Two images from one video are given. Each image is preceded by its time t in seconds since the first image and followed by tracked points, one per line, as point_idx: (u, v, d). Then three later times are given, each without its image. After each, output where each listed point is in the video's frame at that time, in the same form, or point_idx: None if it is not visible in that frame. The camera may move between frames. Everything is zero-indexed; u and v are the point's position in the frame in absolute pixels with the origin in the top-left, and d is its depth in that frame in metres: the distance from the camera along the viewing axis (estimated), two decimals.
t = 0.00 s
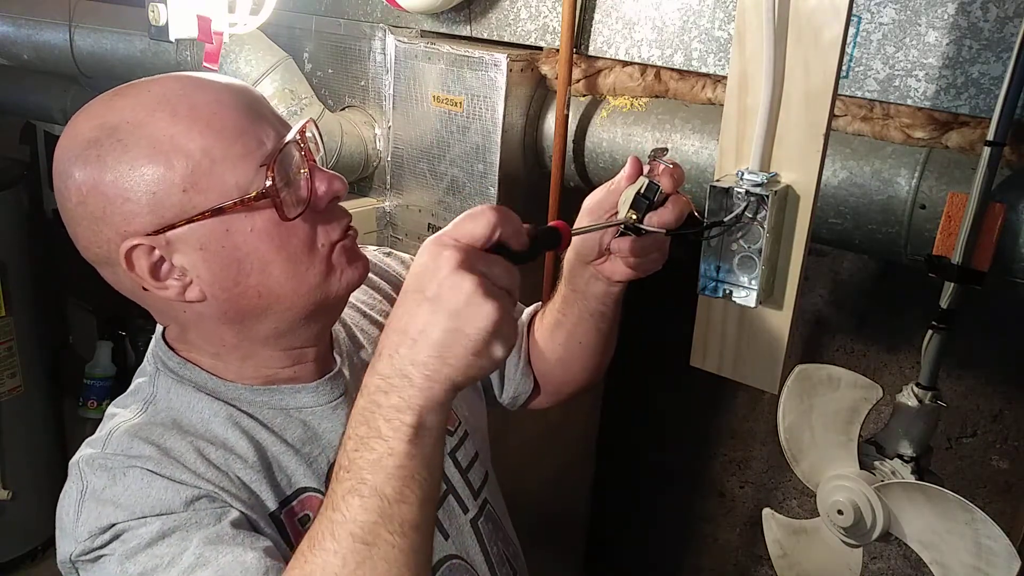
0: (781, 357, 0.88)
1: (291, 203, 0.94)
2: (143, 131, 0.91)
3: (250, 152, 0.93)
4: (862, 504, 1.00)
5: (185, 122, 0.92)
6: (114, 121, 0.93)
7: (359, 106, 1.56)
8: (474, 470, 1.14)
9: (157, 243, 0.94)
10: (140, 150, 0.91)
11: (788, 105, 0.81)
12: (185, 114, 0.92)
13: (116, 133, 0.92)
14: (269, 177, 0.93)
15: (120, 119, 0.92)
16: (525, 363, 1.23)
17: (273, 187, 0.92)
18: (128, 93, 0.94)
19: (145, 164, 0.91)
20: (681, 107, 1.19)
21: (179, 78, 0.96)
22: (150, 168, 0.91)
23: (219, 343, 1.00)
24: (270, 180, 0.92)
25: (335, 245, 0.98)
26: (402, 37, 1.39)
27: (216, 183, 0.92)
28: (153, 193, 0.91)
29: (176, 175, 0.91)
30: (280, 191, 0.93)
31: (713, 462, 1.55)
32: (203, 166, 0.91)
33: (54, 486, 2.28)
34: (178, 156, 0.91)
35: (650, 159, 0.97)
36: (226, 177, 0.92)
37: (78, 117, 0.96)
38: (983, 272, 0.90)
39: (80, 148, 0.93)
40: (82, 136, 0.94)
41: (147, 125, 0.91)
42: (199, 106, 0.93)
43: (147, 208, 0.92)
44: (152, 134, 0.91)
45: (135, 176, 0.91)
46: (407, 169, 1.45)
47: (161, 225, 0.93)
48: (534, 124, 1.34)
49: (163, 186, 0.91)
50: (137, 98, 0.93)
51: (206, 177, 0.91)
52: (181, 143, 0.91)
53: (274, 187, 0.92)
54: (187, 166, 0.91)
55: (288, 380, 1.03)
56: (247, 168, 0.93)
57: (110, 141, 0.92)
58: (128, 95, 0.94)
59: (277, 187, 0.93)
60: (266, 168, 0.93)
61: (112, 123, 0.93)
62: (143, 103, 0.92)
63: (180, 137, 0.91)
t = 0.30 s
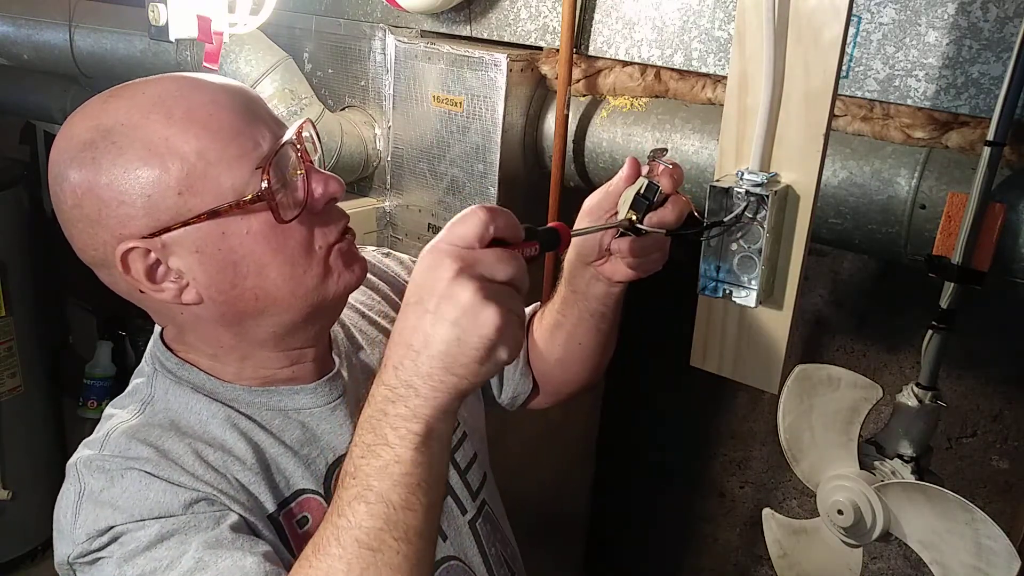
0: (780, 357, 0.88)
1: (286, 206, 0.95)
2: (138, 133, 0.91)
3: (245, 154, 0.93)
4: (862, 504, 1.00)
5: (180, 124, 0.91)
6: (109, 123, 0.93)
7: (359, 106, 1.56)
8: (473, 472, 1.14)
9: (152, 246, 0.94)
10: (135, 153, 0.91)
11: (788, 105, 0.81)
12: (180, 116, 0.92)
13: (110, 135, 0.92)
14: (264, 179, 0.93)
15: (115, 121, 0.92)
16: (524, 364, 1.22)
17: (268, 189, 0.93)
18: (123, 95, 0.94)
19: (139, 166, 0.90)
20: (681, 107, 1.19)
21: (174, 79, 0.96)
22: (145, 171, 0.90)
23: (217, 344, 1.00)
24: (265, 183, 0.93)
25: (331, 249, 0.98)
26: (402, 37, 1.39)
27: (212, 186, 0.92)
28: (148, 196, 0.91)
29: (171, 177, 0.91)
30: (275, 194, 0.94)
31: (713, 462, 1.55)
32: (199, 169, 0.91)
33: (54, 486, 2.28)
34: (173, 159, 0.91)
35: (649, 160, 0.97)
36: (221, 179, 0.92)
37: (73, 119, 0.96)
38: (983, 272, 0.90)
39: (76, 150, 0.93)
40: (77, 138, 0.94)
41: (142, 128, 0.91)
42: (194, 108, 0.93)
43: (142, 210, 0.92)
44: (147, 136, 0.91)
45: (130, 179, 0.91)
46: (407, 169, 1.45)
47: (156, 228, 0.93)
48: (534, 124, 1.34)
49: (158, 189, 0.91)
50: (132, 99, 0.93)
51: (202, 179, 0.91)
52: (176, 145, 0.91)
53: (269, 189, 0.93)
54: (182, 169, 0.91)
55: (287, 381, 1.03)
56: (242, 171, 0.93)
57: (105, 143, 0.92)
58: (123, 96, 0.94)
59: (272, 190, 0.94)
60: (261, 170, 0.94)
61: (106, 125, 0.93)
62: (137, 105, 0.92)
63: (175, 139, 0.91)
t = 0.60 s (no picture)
0: (780, 357, 0.88)
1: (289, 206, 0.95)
2: (140, 134, 0.91)
3: (247, 155, 0.93)
4: (862, 504, 1.00)
5: (183, 125, 0.91)
6: (111, 124, 0.93)
7: (359, 106, 1.56)
8: (473, 473, 1.14)
9: (154, 247, 0.94)
10: (138, 154, 0.91)
11: (788, 105, 0.81)
12: (183, 117, 0.92)
13: (113, 136, 0.92)
14: (267, 180, 0.93)
15: (117, 121, 0.92)
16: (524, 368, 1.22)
17: (271, 191, 0.93)
18: (126, 95, 0.94)
19: (142, 168, 0.90)
20: (681, 107, 1.19)
21: (176, 79, 0.95)
22: (147, 172, 0.91)
23: (219, 345, 1.00)
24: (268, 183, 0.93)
25: (333, 250, 0.98)
26: (402, 37, 1.39)
27: (214, 188, 0.92)
28: (150, 197, 0.91)
29: (173, 178, 0.91)
30: (278, 196, 0.94)
31: (713, 462, 1.55)
32: (201, 170, 0.91)
33: (54, 486, 2.28)
34: (175, 160, 0.91)
35: (649, 159, 0.97)
36: (223, 181, 0.92)
37: (74, 119, 0.96)
38: (983, 272, 0.90)
39: (77, 150, 0.93)
40: (79, 138, 0.94)
41: (144, 128, 0.91)
42: (196, 109, 0.93)
43: (144, 211, 0.92)
44: (150, 137, 0.91)
45: (133, 180, 0.91)
46: (407, 169, 1.45)
47: (158, 229, 0.93)
48: (534, 124, 1.34)
49: (160, 190, 0.91)
50: (135, 100, 0.93)
51: (204, 181, 0.91)
52: (178, 146, 0.91)
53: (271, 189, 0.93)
54: (184, 170, 0.91)
55: (289, 381, 1.03)
56: (244, 172, 0.93)
57: (107, 144, 0.92)
58: (126, 96, 0.94)
59: (274, 192, 0.93)
60: (264, 171, 0.93)
61: (109, 126, 0.93)
62: (140, 105, 0.92)
63: (178, 140, 0.91)
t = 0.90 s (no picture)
0: (780, 357, 0.88)
1: (291, 205, 0.95)
2: (141, 134, 0.91)
3: (248, 156, 0.93)
4: (863, 504, 1.00)
5: (184, 126, 0.91)
6: (112, 124, 0.93)
7: (359, 106, 1.56)
8: (474, 473, 1.14)
9: (155, 248, 0.94)
10: (138, 155, 0.91)
11: (788, 105, 0.81)
12: (183, 118, 0.92)
13: (113, 136, 0.92)
14: (268, 179, 0.93)
15: (118, 122, 0.92)
16: (525, 368, 1.23)
17: (271, 191, 0.93)
18: (126, 96, 0.94)
19: (143, 168, 0.91)
20: (681, 107, 1.19)
21: (178, 79, 0.96)
22: (148, 173, 0.91)
23: (220, 345, 1.00)
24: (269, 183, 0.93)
25: (336, 248, 0.98)
26: (402, 37, 1.39)
27: (215, 188, 0.92)
28: (151, 198, 0.91)
29: (174, 179, 0.91)
30: (279, 197, 0.94)
31: (713, 462, 1.55)
32: (202, 171, 0.91)
33: (54, 486, 2.28)
34: (176, 160, 0.91)
35: (649, 159, 0.96)
36: (224, 181, 0.92)
37: (75, 119, 0.96)
38: (983, 272, 0.90)
39: (78, 150, 0.93)
40: (80, 138, 0.94)
41: (145, 130, 0.91)
42: (197, 109, 0.92)
43: (145, 212, 0.92)
44: (151, 138, 0.91)
45: (134, 181, 0.91)
46: (407, 169, 1.45)
47: (159, 230, 0.93)
48: (534, 124, 1.34)
49: (161, 190, 0.91)
50: (136, 100, 0.93)
51: (204, 182, 0.91)
52: (179, 147, 0.91)
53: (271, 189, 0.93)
54: (185, 171, 0.91)
55: (289, 381, 1.03)
56: (245, 172, 0.93)
57: (107, 144, 0.92)
58: (127, 96, 0.94)
59: (275, 193, 0.93)
60: (265, 172, 0.93)
61: (110, 126, 0.93)
62: (141, 106, 0.92)
63: (179, 141, 0.91)
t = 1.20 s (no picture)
0: (780, 357, 0.88)
1: (291, 205, 0.95)
2: (140, 135, 0.91)
3: (247, 156, 0.93)
4: (863, 504, 1.00)
5: (183, 126, 0.91)
6: (111, 125, 0.93)
7: (359, 106, 1.56)
8: (473, 474, 1.14)
9: (154, 248, 0.94)
10: (137, 155, 0.91)
11: (788, 105, 0.81)
12: (182, 118, 0.92)
13: (112, 136, 0.92)
14: (267, 179, 0.93)
15: (117, 122, 0.92)
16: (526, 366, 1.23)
17: (270, 191, 0.93)
18: (125, 96, 0.94)
19: (141, 168, 0.91)
20: (681, 107, 1.19)
21: (176, 79, 0.96)
22: (147, 173, 0.91)
23: (219, 345, 1.00)
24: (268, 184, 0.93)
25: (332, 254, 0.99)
26: (402, 37, 1.39)
27: (214, 188, 0.92)
28: (150, 198, 0.91)
29: (173, 179, 0.91)
30: (277, 197, 0.94)
31: (713, 462, 1.55)
32: (200, 172, 0.91)
33: (54, 486, 2.28)
34: (175, 161, 0.91)
35: (648, 159, 0.95)
36: (224, 181, 0.92)
37: (74, 119, 0.96)
38: (983, 272, 0.90)
39: (78, 151, 0.93)
40: (79, 138, 0.94)
41: (143, 130, 0.91)
42: (196, 109, 0.93)
43: (145, 212, 0.92)
44: (149, 138, 0.91)
45: (133, 181, 0.91)
46: (407, 169, 1.45)
47: (158, 230, 0.93)
48: (534, 124, 1.34)
49: (160, 191, 0.91)
50: (135, 100, 0.93)
51: (203, 182, 0.91)
52: (178, 147, 0.91)
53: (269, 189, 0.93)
54: (184, 171, 0.91)
55: (289, 382, 1.03)
56: (245, 173, 0.93)
57: (107, 145, 0.92)
58: (126, 96, 0.94)
59: (273, 192, 0.94)
60: (264, 172, 0.94)
61: (109, 126, 0.93)
62: (140, 106, 0.92)
63: (177, 141, 0.91)
